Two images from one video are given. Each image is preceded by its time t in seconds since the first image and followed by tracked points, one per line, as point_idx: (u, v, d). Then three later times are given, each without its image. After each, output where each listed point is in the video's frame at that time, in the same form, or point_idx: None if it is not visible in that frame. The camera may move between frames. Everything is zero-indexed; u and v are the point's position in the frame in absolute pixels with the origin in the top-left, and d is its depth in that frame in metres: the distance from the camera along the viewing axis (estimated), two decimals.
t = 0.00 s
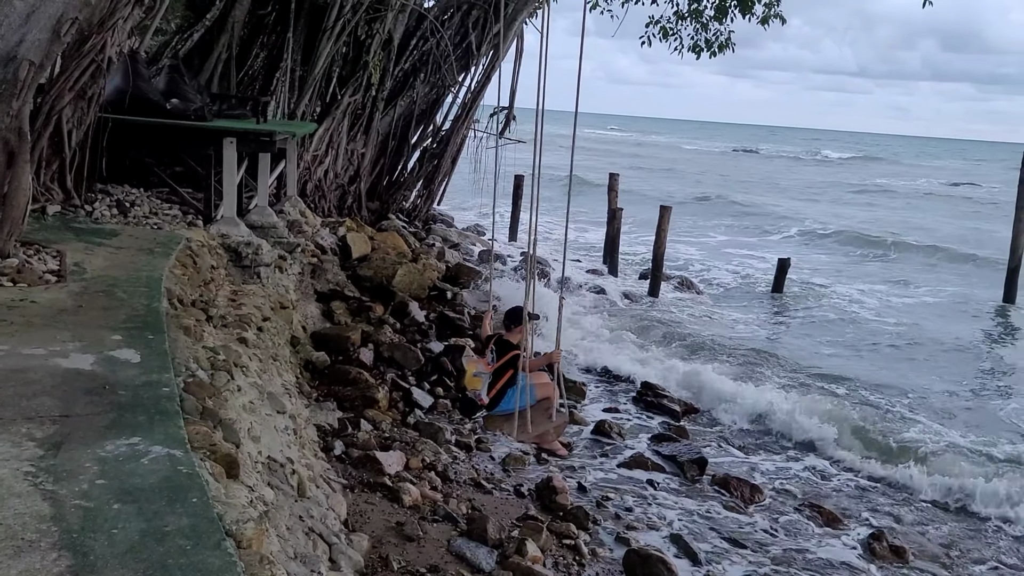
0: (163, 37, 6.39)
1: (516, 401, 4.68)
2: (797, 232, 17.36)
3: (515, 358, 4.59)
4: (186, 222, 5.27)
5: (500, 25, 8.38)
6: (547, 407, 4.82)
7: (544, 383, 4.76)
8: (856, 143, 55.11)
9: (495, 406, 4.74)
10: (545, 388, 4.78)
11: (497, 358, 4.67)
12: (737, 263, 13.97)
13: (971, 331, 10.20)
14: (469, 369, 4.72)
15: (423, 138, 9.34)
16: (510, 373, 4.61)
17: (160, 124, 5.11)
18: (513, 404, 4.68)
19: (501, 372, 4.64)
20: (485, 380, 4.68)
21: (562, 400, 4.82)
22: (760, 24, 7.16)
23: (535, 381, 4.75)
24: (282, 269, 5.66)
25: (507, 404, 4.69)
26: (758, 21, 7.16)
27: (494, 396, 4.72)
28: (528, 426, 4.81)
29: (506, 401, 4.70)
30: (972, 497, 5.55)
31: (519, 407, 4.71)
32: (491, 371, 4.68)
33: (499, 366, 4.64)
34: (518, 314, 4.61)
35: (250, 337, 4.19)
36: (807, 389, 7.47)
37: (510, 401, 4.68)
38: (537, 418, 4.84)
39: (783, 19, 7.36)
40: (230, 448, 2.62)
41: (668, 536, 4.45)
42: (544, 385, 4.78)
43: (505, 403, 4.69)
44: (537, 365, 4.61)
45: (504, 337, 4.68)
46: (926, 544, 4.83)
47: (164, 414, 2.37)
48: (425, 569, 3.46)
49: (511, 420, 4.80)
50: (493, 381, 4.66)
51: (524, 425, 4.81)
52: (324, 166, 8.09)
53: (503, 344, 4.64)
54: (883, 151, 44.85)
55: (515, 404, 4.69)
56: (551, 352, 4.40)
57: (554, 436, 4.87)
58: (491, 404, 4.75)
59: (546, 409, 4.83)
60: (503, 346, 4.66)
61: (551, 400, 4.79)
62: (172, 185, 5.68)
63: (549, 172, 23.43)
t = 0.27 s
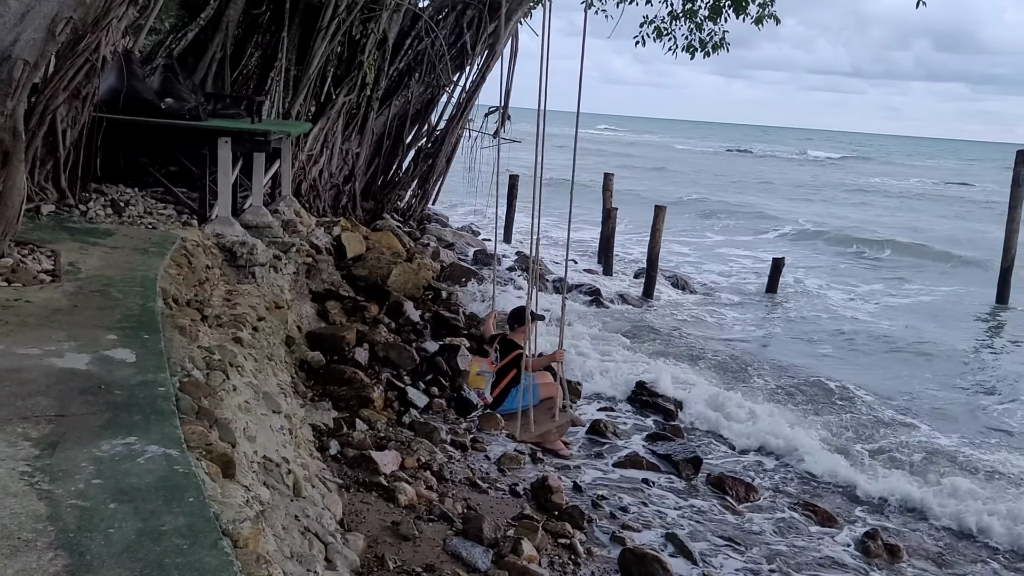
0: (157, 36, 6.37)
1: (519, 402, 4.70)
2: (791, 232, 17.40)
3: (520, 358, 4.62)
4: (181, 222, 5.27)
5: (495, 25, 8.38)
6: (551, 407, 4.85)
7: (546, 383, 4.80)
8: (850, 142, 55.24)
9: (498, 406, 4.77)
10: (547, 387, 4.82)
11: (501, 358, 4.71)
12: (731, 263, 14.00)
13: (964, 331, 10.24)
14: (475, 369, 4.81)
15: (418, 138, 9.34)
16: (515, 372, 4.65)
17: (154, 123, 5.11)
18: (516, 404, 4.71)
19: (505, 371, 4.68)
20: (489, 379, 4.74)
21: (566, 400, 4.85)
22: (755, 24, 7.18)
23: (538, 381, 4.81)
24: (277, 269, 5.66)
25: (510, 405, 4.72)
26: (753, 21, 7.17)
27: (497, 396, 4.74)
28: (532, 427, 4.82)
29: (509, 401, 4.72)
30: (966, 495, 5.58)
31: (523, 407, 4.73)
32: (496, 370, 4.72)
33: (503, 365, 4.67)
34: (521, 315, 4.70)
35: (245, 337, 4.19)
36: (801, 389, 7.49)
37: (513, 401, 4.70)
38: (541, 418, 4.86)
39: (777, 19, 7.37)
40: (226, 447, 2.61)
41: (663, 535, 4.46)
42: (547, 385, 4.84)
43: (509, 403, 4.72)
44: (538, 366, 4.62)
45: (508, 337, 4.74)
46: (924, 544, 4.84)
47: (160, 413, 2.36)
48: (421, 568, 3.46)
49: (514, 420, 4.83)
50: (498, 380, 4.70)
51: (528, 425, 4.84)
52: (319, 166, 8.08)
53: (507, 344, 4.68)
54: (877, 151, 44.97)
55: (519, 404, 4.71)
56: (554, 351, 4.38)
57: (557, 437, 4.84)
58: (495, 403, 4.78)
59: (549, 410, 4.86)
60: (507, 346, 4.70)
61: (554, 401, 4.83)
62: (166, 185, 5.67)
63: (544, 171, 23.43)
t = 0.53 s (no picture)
0: (149, 36, 6.34)
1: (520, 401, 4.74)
2: (783, 232, 17.45)
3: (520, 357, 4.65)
4: (174, 222, 5.26)
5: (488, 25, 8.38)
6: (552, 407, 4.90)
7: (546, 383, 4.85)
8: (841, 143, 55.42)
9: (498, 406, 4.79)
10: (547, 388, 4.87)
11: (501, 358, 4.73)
12: (724, 263, 14.03)
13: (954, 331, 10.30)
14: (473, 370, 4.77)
15: (411, 138, 9.34)
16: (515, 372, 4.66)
17: (146, 124, 5.09)
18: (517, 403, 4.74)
19: (505, 371, 4.69)
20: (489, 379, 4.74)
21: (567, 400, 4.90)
22: (747, 25, 7.21)
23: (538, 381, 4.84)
24: (270, 269, 5.65)
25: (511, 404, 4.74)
26: (745, 22, 7.20)
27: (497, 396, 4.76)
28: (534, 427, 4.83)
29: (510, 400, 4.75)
30: (954, 493, 5.62)
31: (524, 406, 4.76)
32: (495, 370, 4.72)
33: (503, 365, 4.69)
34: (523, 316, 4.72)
35: (238, 337, 4.18)
36: (793, 388, 7.52)
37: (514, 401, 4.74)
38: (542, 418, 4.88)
39: (770, 20, 7.40)
40: (219, 448, 2.61)
41: (657, 534, 4.47)
42: (546, 385, 4.89)
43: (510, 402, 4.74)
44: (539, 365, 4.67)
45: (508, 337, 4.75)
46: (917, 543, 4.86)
47: (153, 414, 2.36)
48: (415, 569, 3.47)
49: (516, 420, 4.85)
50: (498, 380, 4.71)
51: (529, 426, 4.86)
52: (312, 166, 8.07)
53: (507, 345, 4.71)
54: (868, 152, 45.14)
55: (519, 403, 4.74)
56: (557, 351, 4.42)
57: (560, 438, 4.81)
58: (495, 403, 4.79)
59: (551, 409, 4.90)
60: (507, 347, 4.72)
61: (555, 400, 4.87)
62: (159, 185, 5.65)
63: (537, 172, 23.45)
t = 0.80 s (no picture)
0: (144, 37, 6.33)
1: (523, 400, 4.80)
2: (779, 232, 17.48)
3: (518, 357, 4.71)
4: (169, 224, 5.26)
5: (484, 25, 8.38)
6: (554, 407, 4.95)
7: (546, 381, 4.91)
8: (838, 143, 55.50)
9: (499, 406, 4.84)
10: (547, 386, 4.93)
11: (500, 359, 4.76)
12: (720, 263, 14.04)
13: (950, 331, 10.32)
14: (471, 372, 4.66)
15: (408, 139, 9.34)
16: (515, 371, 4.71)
17: (142, 125, 5.09)
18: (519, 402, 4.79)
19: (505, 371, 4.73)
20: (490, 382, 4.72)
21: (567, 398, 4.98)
22: (743, 25, 7.22)
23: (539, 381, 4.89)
24: (266, 270, 5.65)
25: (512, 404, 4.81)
26: (741, 23, 7.22)
27: (500, 397, 4.82)
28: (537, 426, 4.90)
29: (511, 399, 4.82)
30: (948, 493, 5.64)
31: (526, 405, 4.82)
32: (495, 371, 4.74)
33: (503, 367, 4.72)
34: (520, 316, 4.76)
35: (235, 338, 4.18)
36: (789, 388, 7.53)
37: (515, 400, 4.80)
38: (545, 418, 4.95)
39: (766, 20, 7.41)
40: (216, 448, 2.61)
41: (653, 534, 4.47)
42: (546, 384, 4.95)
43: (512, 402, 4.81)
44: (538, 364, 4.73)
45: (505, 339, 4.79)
46: (913, 540, 4.87)
47: (149, 415, 2.36)
48: (411, 569, 3.47)
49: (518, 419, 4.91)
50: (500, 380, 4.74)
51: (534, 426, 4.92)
52: (308, 167, 8.07)
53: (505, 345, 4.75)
54: (864, 152, 45.22)
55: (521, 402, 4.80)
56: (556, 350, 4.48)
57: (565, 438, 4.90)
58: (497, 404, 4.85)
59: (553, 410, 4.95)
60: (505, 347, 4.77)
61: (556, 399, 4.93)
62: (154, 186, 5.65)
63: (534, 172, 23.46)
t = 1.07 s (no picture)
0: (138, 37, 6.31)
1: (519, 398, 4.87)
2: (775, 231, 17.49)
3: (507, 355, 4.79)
4: (164, 223, 5.26)
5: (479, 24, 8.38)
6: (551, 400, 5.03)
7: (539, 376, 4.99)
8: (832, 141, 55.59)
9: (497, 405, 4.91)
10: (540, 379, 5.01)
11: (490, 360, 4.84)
12: (716, 261, 14.06)
13: (944, 328, 10.35)
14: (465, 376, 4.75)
15: (402, 138, 9.34)
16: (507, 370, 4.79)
17: (136, 125, 5.09)
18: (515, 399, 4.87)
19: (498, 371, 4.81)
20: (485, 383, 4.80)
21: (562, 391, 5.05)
22: (737, 24, 7.24)
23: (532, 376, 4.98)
24: (261, 270, 5.65)
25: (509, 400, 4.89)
26: (735, 21, 7.23)
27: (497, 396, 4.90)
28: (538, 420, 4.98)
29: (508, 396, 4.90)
30: (942, 489, 5.66)
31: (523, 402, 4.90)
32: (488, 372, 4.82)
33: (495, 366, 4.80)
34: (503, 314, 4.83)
35: (230, 338, 4.19)
36: (785, 386, 7.56)
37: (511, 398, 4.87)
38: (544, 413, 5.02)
39: (760, 18, 7.43)
40: (211, 447, 2.62)
41: (648, 531, 4.48)
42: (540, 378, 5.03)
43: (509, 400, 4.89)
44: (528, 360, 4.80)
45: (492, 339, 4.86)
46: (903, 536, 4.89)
47: (144, 414, 2.36)
48: (407, 567, 3.48)
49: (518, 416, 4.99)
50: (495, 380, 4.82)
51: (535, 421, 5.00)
52: (303, 167, 8.07)
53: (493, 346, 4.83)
54: (859, 150, 45.31)
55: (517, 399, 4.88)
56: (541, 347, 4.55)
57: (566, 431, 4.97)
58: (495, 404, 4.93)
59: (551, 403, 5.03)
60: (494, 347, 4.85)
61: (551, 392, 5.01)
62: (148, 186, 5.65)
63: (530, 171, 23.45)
